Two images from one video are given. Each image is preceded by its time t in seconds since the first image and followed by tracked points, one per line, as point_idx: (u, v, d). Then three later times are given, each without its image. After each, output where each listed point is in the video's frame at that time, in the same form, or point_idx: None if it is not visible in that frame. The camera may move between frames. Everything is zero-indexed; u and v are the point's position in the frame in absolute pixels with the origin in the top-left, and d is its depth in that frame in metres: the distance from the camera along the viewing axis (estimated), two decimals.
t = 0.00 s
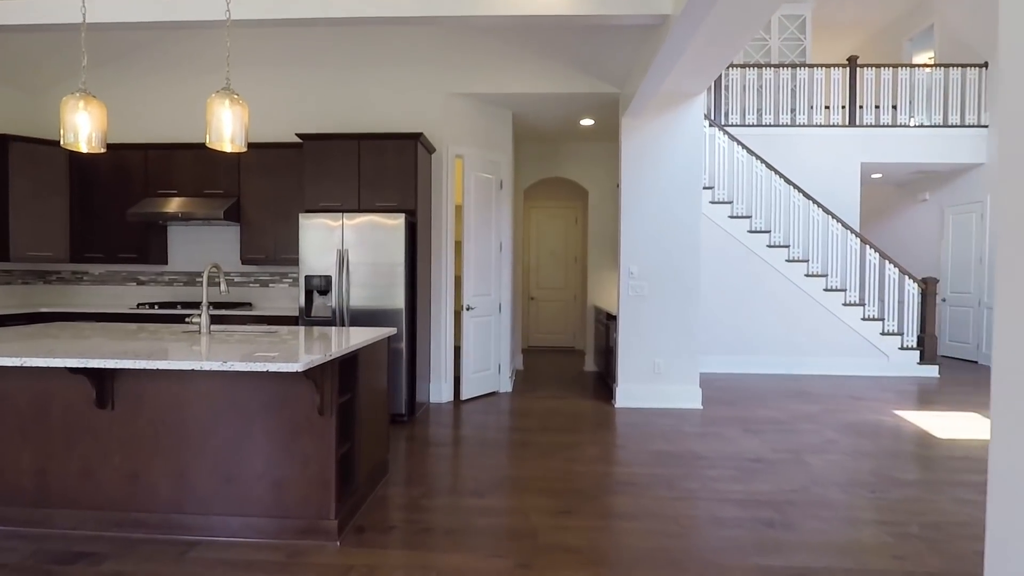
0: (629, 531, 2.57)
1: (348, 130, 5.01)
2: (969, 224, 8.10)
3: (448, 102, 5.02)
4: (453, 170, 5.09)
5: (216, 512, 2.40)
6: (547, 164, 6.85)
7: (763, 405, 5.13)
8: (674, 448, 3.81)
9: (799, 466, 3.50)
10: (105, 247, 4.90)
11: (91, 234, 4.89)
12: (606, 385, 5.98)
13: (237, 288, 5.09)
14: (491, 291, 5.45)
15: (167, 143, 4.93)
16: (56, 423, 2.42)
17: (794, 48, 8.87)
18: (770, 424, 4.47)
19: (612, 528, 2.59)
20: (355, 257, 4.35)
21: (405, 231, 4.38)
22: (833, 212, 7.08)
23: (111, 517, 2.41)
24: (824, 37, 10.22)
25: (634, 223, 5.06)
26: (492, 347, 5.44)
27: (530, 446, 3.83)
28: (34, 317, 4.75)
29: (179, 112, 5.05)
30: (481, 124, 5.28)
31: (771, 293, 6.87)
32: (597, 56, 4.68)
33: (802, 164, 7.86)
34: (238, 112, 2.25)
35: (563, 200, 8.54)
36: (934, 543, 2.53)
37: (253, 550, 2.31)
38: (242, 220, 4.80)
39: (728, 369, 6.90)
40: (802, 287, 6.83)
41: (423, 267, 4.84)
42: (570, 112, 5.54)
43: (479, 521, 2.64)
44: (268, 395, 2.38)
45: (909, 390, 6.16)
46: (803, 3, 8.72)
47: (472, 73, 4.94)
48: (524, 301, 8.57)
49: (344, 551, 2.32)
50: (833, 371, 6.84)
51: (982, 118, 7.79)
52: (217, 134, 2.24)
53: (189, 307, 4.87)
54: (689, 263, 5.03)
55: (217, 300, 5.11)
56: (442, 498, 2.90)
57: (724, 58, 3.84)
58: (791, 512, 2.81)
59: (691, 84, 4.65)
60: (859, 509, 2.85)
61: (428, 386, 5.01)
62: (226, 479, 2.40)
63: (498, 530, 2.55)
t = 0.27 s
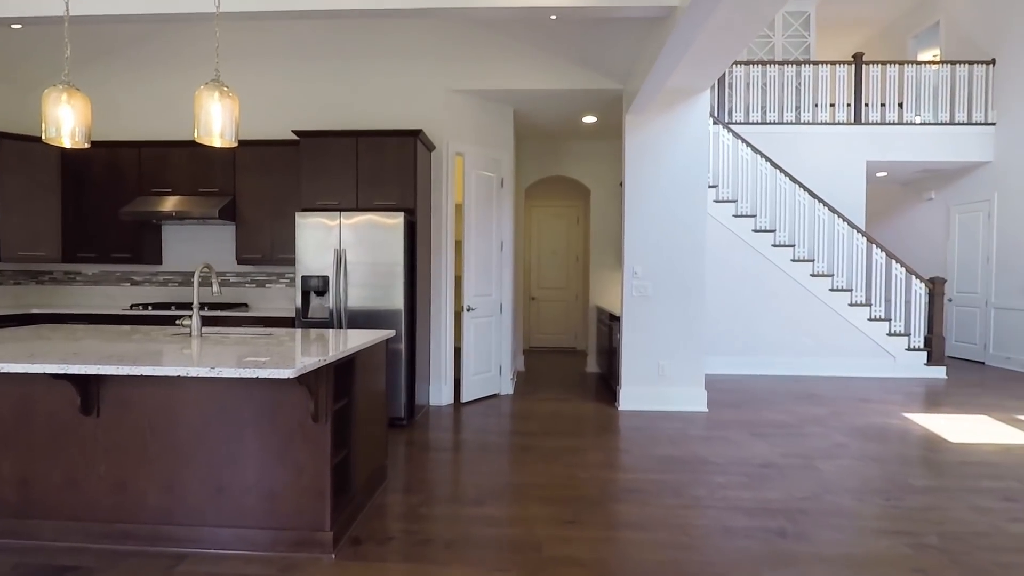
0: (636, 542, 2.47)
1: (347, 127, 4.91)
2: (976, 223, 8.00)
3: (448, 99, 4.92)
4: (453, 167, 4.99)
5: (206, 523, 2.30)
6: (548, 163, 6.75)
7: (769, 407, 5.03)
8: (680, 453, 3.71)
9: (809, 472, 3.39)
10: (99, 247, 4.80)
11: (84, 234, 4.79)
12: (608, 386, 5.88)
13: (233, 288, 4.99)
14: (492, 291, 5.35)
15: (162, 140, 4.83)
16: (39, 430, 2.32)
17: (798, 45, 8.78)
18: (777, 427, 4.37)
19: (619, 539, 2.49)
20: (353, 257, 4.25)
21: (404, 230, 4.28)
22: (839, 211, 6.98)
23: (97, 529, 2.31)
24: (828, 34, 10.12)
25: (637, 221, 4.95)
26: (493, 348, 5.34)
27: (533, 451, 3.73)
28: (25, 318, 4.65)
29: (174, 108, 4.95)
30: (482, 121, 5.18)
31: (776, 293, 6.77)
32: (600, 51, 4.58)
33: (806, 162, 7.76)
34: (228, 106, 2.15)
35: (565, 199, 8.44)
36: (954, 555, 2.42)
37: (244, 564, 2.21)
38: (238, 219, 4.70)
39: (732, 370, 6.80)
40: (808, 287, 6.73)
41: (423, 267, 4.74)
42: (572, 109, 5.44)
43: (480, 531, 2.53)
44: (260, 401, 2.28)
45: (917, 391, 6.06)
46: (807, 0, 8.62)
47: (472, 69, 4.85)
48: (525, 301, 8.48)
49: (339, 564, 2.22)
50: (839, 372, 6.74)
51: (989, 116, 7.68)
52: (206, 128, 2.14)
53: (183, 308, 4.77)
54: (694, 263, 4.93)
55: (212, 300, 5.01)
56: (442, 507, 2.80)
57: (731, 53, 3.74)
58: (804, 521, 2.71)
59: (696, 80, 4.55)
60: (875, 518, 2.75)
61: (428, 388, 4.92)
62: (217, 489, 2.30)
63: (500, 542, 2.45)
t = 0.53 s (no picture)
0: (642, 552, 2.37)
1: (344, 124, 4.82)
2: (982, 221, 7.91)
3: (447, 95, 4.82)
4: (452, 165, 4.89)
5: (195, 534, 2.21)
6: (549, 161, 6.65)
7: (775, 409, 4.94)
8: (686, 457, 3.61)
9: (819, 477, 3.30)
10: (91, 246, 4.70)
11: (75, 233, 4.70)
12: (611, 388, 5.79)
13: (228, 289, 4.90)
14: (493, 291, 5.25)
15: (156, 138, 4.73)
16: (21, 437, 2.22)
17: (801, 42, 8.68)
18: (784, 430, 4.28)
19: (624, 549, 2.39)
20: (350, 256, 4.15)
21: (403, 229, 4.19)
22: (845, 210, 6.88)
23: (81, 540, 2.22)
24: (831, 31, 10.02)
25: (641, 220, 4.86)
26: (494, 349, 5.25)
27: (534, 455, 3.64)
28: (15, 319, 4.55)
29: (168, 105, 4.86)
30: (482, 118, 5.08)
31: (781, 293, 6.67)
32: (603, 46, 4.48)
33: (810, 160, 7.67)
34: (218, 99, 2.06)
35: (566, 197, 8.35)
36: (973, 565, 2.33)
37: None
38: (233, 218, 4.61)
39: (735, 371, 6.70)
40: (812, 286, 6.64)
41: (422, 266, 4.64)
42: (574, 106, 5.35)
43: (480, 542, 2.44)
44: (251, 407, 2.19)
45: (924, 392, 5.97)
46: None
47: (472, 65, 4.75)
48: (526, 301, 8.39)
49: None
50: (844, 373, 6.65)
51: (996, 113, 7.58)
52: (193, 122, 2.04)
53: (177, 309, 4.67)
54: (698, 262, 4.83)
55: (207, 301, 4.91)
56: (440, 515, 2.71)
57: (737, 48, 3.64)
58: (816, 530, 2.62)
59: (701, 76, 4.45)
60: (889, 526, 2.65)
61: (427, 390, 4.82)
62: (206, 498, 2.21)
63: (501, 552, 2.35)
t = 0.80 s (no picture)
0: (645, 562, 2.28)
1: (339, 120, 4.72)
2: (987, 219, 7.81)
3: (445, 90, 4.72)
4: (450, 162, 4.79)
5: (179, 545, 2.11)
6: (548, 158, 6.56)
7: (780, 410, 4.84)
8: (689, 460, 3.52)
9: (827, 482, 3.20)
10: (81, 245, 4.61)
11: (65, 231, 4.60)
12: (612, 388, 5.69)
13: (222, 288, 4.81)
14: (492, 291, 5.15)
15: (146, 134, 4.63)
16: None
17: (804, 39, 8.58)
18: (790, 432, 4.18)
19: (626, 559, 2.30)
20: (345, 255, 4.05)
21: (399, 227, 4.09)
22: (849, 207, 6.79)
23: (61, 551, 2.13)
24: (833, 28, 9.92)
25: (642, 218, 4.76)
26: (492, 350, 5.15)
27: (534, 459, 3.54)
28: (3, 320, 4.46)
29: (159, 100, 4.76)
30: (480, 113, 4.97)
31: (784, 292, 6.58)
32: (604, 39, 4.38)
33: (814, 158, 7.56)
34: (201, 88, 1.97)
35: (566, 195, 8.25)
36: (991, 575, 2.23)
37: None
38: (226, 216, 4.52)
39: (738, 371, 6.61)
40: (816, 285, 6.54)
41: (419, 265, 4.54)
42: (573, 101, 5.25)
43: (477, 551, 2.34)
44: (237, 412, 2.10)
45: (929, 393, 5.88)
46: None
47: (470, 60, 4.65)
48: (526, 301, 8.30)
49: None
50: (848, 373, 6.55)
51: (1001, 110, 7.47)
52: (175, 112, 1.95)
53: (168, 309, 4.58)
54: (701, 261, 4.73)
55: (200, 301, 4.82)
56: (437, 523, 2.61)
57: (741, 41, 3.53)
58: (825, 537, 2.52)
59: (705, 71, 4.34)
60: (901, 533, 2.56)
61: (425, 391, 4.73)
62: (190, 508, 2.11)
63: (498, 563, 2.25)
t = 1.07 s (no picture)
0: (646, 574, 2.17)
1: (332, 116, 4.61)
2: (991, 217, 7.71)
3: (440, 85, 4.62)
4: (446, 158, 4.69)
5: (156, 558, 2.00)
6: (546, 155, 6.45)
7: (783, 412, 4.74)
8: (691, 464, 3.41)
9: (834, 486, 3.10)
10: (67, 244, 4.50)
11: (51, 230, 4.49)
12: (612, 389, 5.59)
13: (213, 288, 4.70)
14: (489, 290, 5.04)
15: (134, 130, 4.52)
16: None
17: (805, 35, 8.47)
18: (794, 434, 4.08)
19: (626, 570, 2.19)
20: (337, 254, 3.94)
21: (393, 225, 3.98)
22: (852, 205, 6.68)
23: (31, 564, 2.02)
24: (835, 25, 9.82)
25: (642, 215, 4.65)
26: (490, 350, 5.04)
27: (531, 463, 3.43)
28: None
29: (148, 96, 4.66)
30: (476, 109, 4.86)
31: (786, 291, 6.48)
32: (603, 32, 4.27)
33: (815, 155, 7.46)
34: (177, 77, 1.86)
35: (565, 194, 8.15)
36: None
37: None
38: (216, 214, 4.41)
39: (740, 371, 6.51)
40: (819, 284, 6.44)
41: (414, 264, 4.44)
42: (572, 97, 5.14)
43: (471, 562, 2.23)
44: (217, 418, 1.99)
45: (934, 393, 5.78)
46: None
47: (466, 54, 4.55)
48: (524, 301, 8.20)
49: None
50: (851, 373, 6.45)
51: (1005, 106, 7.37)
52: (149, 99, 1.83)
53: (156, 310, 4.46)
54: (703, 259, 4.63)
55: (190, 301, 4.70)
56: (429, 532, 2.50)
57: (743, 33, 3.43)
58: (834, 545, 2.42)
59: (706, 65, 4.24)
60: (913, 542, 2.45)
61: (420, 393, 4.62)
62: (168, 518, 2.00)
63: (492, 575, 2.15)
